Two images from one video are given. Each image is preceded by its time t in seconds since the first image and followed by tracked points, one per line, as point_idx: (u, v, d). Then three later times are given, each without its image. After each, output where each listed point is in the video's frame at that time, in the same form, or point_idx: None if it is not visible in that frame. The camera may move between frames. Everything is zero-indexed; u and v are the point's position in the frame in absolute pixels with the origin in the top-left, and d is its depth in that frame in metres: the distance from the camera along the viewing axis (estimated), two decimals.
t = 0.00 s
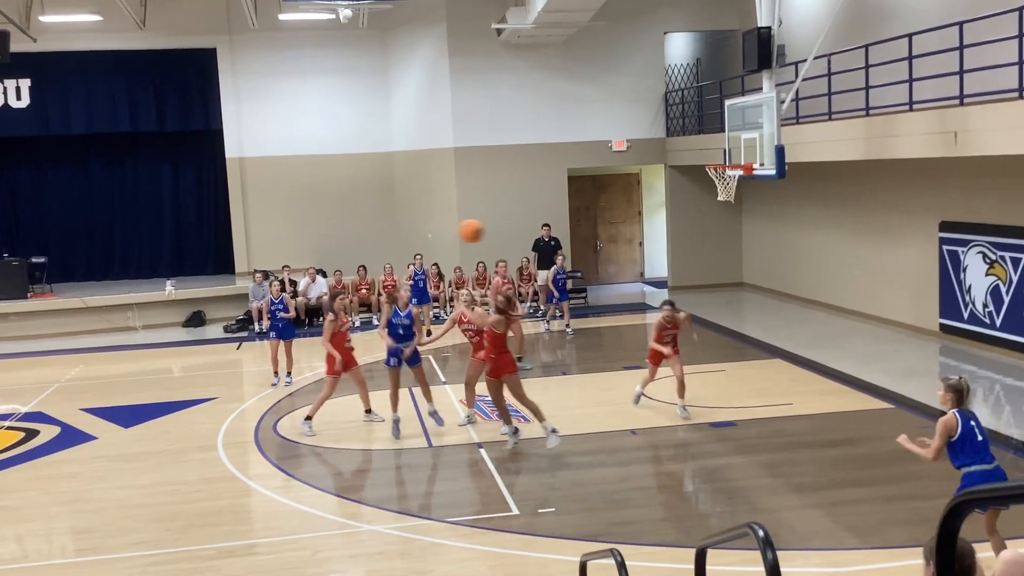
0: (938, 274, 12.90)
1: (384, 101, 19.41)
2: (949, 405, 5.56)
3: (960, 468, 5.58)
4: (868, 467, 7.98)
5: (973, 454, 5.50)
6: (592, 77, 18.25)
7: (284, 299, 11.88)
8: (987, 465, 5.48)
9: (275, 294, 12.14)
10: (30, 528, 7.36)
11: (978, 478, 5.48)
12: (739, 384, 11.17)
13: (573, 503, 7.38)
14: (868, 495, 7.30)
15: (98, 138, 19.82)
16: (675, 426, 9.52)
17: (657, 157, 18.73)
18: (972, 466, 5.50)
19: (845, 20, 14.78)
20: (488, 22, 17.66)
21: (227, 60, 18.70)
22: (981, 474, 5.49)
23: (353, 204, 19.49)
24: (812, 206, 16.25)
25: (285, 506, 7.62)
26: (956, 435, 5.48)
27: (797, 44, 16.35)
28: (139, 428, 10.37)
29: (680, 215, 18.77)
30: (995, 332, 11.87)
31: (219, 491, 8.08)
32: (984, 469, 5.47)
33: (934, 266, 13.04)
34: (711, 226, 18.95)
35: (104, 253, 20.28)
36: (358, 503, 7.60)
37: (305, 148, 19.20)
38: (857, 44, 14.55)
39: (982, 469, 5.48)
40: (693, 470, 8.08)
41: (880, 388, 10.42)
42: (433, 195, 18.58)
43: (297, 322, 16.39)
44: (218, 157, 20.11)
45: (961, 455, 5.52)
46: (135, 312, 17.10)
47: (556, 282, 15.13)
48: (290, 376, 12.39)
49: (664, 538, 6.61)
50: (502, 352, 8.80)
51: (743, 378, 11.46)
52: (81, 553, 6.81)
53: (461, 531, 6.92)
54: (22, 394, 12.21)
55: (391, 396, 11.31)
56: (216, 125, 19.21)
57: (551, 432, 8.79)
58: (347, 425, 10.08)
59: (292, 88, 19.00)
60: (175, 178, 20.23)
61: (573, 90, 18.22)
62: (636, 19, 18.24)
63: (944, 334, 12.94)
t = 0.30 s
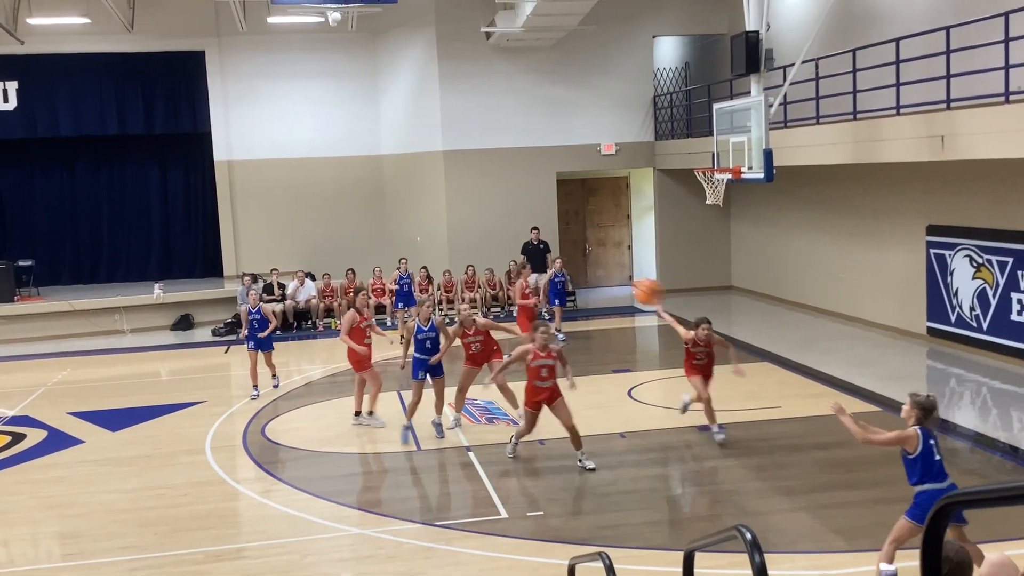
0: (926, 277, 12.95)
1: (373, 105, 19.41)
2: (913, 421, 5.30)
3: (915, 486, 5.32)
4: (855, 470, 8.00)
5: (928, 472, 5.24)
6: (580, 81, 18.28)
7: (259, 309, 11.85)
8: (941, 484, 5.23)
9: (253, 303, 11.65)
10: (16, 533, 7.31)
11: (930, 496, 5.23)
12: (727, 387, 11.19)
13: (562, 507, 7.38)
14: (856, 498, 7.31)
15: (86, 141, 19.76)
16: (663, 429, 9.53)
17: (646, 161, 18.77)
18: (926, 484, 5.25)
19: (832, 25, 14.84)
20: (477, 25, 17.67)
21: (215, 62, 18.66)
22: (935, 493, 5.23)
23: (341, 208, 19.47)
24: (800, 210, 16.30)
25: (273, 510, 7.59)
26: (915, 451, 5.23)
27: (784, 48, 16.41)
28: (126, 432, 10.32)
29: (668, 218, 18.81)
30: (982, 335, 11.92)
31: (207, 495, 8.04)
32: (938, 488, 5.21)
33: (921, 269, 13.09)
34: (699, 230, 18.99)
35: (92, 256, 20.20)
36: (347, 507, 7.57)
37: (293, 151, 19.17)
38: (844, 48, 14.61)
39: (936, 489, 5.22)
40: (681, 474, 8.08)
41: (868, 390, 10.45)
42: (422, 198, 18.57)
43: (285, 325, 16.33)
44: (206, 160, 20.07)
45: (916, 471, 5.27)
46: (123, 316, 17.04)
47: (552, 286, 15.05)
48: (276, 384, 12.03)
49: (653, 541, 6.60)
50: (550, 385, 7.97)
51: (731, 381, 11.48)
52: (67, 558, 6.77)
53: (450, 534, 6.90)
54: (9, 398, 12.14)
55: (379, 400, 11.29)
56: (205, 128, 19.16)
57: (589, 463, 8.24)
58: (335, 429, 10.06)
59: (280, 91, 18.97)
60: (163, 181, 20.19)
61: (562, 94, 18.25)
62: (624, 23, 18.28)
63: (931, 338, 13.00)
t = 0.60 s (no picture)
0: (918, 278, 12.98)
1: (366, 105, 19.39)
2: (871, 418, 5.32)
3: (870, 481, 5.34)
4: (849, 471, 8.02)
5: (883, 468, 5.25)
6: (574, 82, 18.29)
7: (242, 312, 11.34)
8: (895, 479, 5.24)
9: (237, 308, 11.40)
10: (9, 535, 7.29)
11: (884, 491, 5.25)
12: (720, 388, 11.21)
13: (556, 508, 7.38)
14: (848, 499, 7.33)
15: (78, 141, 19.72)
16: (656, 430, 9.54)
17: (640, 162, 18.80)
18: (880, 479, 5.26)
19: (825, 26, 14.88)
20: (470, 26, 17.66)
21: (209, 63, 18.63)
22: (888, 488, 5.24)
23: (334, 209, 19.45)
24: (793, 211, 16.33)
25: (267, 511, 7.58)
26: (870, 449, 5.23)
27: (777, 49, 16.45)
28: (119, 433, 10.30)
29: (662, 219, 18.84)
30: (974, 336, 11.94)
31: (200, 497, 8.03)
32: (891, 483, 5.23)
33: (913, 271, 13.13)
34: (692, 231, 19.02)
35: (85, 257, 20.16)
36: (340, 508, 7.57)
37: (287, 152, 19.15)
38: (837, 50, 14.64)
39: (890, 484, 5.24)
40: (675, 474, 8.09)
41: (860, 391, 10.47)
42: (415, 199, 18.57)
43: (278, 326, 16.31)
44: (200, 161, 20.04)
45: (871, 468, 5.28)
46: (116, 317, 17.00)
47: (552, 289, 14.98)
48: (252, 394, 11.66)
49: (647, 542, 6.61)
50: (584, 390, 7.58)
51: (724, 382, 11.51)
52: (60, 560, 6.76)
53: (444, 535, 6.91)
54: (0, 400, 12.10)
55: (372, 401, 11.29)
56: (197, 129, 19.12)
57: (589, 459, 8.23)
58: (329, 430, 10.05)
59: (274, 92, 18.94)
60: (156, 182, 20.16)
61: (556, 95, 18.26)
62: (619, 24, 18.29)
63: (924, 339, 13.03)
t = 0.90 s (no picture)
0: (915, 278, 12.99)
1: (364, 105, 19.38)
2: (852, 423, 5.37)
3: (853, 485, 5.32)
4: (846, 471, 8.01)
5: (859, 471, 5.24)
6: (571, 82, 18.29)
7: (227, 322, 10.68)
8: (873, 482, 5.21)
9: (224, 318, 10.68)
10: (5, 535, 7.28)
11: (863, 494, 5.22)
12: (717, 388, 11.21)
13: (553, 507, 7.38)
14: (845, 499, 7.33)
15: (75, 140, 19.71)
16: (654, 430, 9.54)
17: (637, 162, 18.80)
18: (859, 482, 5.24)
19: (822, 26, 14.88)
20: (468, 26, 17.65)
21: (205, 63, 18.60)
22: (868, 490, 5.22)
23: (331, 210, 19.44)
24: (790, 211, 16.34)
25: (264, 512, 7.58)
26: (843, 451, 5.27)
27: (775, 49, 16.46)
28: (116, 434, 10.29)
29: (660, 219, 18.84)
30: (971, 336, 11.95)
31: (197, 497, 8.02)
32: (871, 486, 5.20)
33: (910, 270, 13.14)
34: (690, 231, 19.02)
35: (82, 258, 20.14)
36: (337, 508, 7.57)
37: (284, 152, 19.14)
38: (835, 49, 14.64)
39: (868, 487, 5.21)
40: (672, 474, 8.09)
41: (857, 391, 10.47)
42: (413, 199, 18.56)
43: (275, 326, 16.29)
44: (197, 161, 20.04)
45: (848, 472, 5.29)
46: (113, 317, 16.99)
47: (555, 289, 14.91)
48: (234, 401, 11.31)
49: (644, 542, 6.61)
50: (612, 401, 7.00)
51: (721, 382, 11.51)
52: (56, 560, 6.75)
53: (441, 535, 6.91)
54: None
55: (370, 401, 11.28)
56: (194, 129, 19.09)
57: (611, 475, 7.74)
58: (326, 431, 10.05)
59: (272, 92, 18.93)
60: (153, 182, 20.14)
61: (554, 95, 18.26)
62: (616, 24, 18.29)
63: (921, 339, 13.04)
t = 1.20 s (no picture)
0: (919, 278, 12.98)
1: (367, 104, 19.39)
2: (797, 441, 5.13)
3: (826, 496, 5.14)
4: (849, 471, 8.01)
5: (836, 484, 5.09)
6: (574, 83, 18.29)
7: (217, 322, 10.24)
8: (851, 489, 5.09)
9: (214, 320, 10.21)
10: (9, 535, 7.29)
11: (849, 503, 5.08)
12: (720, 388, 11.20)
13: (556, 508, 7.38)
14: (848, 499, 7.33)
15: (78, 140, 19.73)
16: (657, 430, 9.53)
17: (640, 162, 18.79)
18: (839, 494, 5.09)
19: (826, 25, 14.88)
20: (471, 26, 17.66)
21: (209, 63, 18.61)
22: (847, 500, 5.09)
23: (334, 210, 19.45)
24: (793, 211, 16.32)
25: (267, 511, 7.58)
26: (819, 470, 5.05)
27: (778, 49, 16.46)
28: (119, 433, 10.30)
29: (663, 219, 18.83)
30: (975, 336, 11.93)
31: (200, 497, 8.03)
32: (851, 495, 5.08)
33: (914, 270, 13.12)
34: (693, 231, 19.02)
35: (85, 257, 20.16)
36: (340, 508, 7.57)
37: (287, 152, 19.15)
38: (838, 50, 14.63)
39: (849, 495, 5.08)
40: (676, 475, 8.09)
41: (860, 391, 10.46)
42: (416, 199, 18.56)
43: (279, 326, 16.30)
44: (200, 161, 20.07)
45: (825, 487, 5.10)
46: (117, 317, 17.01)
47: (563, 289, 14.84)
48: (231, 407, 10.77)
49: (647, 542, 6.61)
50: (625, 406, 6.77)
51: (724, 382, 11.50)
52: (60, 559, 6.76)
53: (444, 535, 6.90)
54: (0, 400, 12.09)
55: (373, 401, 11.28)
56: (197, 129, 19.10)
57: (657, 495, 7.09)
58: (330, 431, 10.05)
59: (276, 92, 18.94)
60: (157, 182, 20.16)
61: (557, 95, 18.27)
62: (620, 24, 18.29)
63: (925, 339, 13.02)
